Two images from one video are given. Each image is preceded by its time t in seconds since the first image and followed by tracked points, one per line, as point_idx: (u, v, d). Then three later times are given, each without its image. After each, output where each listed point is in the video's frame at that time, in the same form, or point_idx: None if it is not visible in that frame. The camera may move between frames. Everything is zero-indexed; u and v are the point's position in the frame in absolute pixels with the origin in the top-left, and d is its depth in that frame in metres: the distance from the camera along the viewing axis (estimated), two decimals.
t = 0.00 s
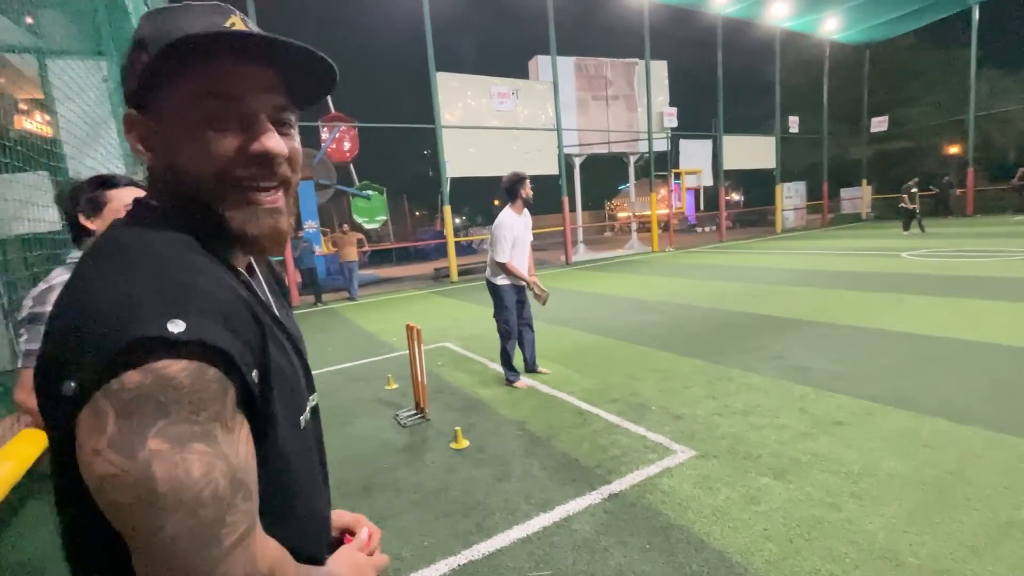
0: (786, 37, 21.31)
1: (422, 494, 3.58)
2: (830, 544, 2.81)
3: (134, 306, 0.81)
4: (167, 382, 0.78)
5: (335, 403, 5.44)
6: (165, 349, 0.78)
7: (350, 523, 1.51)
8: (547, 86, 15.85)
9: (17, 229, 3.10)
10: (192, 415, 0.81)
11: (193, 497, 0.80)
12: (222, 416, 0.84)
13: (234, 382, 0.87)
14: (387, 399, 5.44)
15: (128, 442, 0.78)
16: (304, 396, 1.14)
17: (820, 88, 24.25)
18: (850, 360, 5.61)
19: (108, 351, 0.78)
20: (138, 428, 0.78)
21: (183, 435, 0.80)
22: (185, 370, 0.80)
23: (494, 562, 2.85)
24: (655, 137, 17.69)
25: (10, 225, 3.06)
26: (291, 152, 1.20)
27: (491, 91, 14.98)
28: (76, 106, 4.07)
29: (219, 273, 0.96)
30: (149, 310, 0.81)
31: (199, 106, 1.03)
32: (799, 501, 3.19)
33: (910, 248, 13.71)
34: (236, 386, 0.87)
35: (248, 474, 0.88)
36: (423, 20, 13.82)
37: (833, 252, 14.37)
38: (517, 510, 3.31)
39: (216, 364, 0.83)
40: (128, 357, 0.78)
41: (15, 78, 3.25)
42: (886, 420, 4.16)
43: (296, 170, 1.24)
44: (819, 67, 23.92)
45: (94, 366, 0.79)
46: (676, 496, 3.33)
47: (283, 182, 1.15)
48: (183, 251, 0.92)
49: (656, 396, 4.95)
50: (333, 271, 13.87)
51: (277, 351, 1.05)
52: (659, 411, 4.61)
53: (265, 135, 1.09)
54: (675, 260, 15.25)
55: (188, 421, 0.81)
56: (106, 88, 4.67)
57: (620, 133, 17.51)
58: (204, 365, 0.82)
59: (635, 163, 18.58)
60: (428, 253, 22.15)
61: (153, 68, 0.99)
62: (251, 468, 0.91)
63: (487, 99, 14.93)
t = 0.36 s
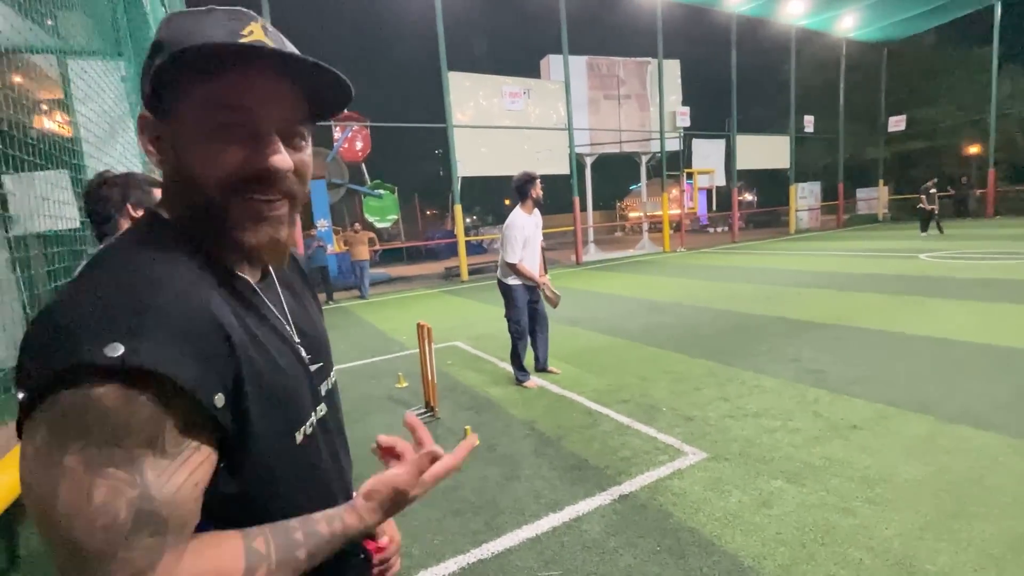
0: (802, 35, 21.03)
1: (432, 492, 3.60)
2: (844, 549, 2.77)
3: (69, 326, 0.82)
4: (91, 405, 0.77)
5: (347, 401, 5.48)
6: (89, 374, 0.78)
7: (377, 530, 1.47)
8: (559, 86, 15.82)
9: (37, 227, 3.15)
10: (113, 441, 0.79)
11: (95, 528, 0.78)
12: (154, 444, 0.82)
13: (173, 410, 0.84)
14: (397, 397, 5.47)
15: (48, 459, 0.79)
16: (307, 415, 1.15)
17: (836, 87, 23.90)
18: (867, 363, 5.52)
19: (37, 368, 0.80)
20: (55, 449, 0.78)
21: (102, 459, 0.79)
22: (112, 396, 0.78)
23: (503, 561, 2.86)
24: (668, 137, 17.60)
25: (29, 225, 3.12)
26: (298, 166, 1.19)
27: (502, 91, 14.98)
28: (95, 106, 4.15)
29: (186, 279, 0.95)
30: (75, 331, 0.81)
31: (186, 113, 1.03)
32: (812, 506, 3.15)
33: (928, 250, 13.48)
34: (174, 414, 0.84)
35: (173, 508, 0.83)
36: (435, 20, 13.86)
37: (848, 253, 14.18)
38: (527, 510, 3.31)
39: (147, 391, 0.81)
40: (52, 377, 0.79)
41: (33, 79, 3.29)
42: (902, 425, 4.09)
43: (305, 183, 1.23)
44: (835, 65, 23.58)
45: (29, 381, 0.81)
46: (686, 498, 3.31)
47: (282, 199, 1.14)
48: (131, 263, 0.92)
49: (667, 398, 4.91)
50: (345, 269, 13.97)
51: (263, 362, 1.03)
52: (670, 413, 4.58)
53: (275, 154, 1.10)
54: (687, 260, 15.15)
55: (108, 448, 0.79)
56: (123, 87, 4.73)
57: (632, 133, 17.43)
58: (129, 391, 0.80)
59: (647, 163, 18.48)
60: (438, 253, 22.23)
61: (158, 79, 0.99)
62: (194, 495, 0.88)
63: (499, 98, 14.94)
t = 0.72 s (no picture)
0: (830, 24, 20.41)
1: (442, 481, 3.66)
2: (852, 546, 2.73)
3: (90, 334, 0.91)
4: (115, 398, 0.88)
5: (363, 391, 5.59)
6: (109, 370, 0.88)
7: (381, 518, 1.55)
8: (578, 79, 15.70)
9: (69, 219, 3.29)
10: (146, 424, 0.90)
11: (157, 499, 0.91)
12: (176, 421, 0.93)
13: (187, 390, 0.94)
14: (412, 388, 5.56)
15: (94, 451, 0.90)
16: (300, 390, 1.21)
17: (867, 77, 23.13)
18: (889, 362, 5.38)
19: (64, 376, 0.89)
20: (101, 441, 0.90)
21: (139, 440, 0.90)
22: (130, 386, 0.89)
23: (508, 549, 2.90)
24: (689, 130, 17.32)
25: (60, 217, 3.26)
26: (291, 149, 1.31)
27: (521, 84, 14.93)
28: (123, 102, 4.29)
29: (188, 286, 1.05)
30: (95, 338, 0.90)
31: (181, 132, 1.11)
32: (821, 503, 3.11)
33: (959, 246, 13.01)
34: (191, 391, 0.95)
35: (225, 467, 0.98)
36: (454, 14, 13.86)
37: (876, 249, 13.75)
38: (534, 499, 3.35)
39: (159, 376, 0.91)
40: (82, 380, 0.88)
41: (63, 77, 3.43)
42: (922, 424, 3.99)
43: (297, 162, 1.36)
44: (865, 55, 22.83)
45: (50, 396, 0.91)
46: (694, 491, 3.30)
47: (285, 185, 1.26)
48: (146, 271, 1.01)
49: (680, 393, 4.88)
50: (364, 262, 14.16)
51: (267, 337, 1.14)
52: (682, 408, 4.55)
53: (276, 134, 1.22)
54: (707, 256, 14.91)
55: (142, 430, 0.90)
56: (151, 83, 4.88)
57: (653, 126, 17.19)
58: (145, 379, 0.90)
59: (667, 156, 18.22)
60: (457, 247, 22.34)
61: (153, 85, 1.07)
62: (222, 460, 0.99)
63: (517, 92, 14.89)
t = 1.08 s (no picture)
0: (837, 27, 20.35)
1: (439, 475, 3.71)
2: (840, 543, 2.77)
3: (180, 274, 1.00)
4: (203, 331, 0.97)
5: (364, 387, 5.65)
6: (199, 306, 0.98)
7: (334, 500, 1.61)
8: (583, 80, 15.73)
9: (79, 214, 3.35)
10: (224, 357, 1.00)
11: (235, 422, 1.01)
12: (246, 356, 1.04)
13: (254, 332, 1.06)
14: (412, 385, 5.62)
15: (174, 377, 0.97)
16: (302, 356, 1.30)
17: (873, 80, 23.04)
18: (886, 365, 5.40)
19: (159, 308, 0.97)
20: (180, 370, 0.97)
21: (219, 370, 0.99)
22: (216, 321, 0.99)
23: (502, 542, 2.94)
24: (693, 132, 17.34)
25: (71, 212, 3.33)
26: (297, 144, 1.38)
27: (525, 84, 14.97)
28: (133, 100, 4.35)
29: (233, 246, 1.15)
30: (187, 277, 1.00)
31: (205, 124, 1.17)
32: (812, 501, 3.14)
33: (963, 251, 12.95)
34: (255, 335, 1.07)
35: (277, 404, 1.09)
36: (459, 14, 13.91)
37: (879, 253, 13.71)
38: (528, 494, 3.40)
39: (239, 315, 1.02)
40: (179, 313, 0.97)
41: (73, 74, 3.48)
42: (915, 426, 4.02)
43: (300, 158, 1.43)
44: (872, 58, 22.73)
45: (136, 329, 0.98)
46: (687, 488, 3.34)
47: (292, 176, 1.34)
48: (205, 232, 1.11)
49: (676, 392, 4.92)
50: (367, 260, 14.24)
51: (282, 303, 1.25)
52: (678, 407, 4.59)
53: (285, 129, 1.28)
54: (710, 258, 14.92)
55: (221, 362, 1.00)
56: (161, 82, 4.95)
57: (657, 127, 17.19)
58: (229, 316, 1.01)
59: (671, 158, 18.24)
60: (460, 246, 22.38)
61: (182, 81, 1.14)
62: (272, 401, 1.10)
63: (522, 92, 14.94)
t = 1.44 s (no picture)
0: (831, 31, 20.50)
1: (432, 471, 3.72)
2: (826, 540, 2.80)
3: (193, 249, 1.07)
4: (213, 300, 1.05)
5: (357, 384, 5.64)
6: (210, 277, 1.05)
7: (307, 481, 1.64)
8: (579, 80, 15.75)
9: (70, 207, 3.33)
10: (229, 324, 1.08)
11: (237, 383, 1.08)
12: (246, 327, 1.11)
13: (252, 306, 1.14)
14: (405, 382, 5.62)
15: (184, 338, 1.05)
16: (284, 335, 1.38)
17: (867, 85, 23.23)
18: (877, 366, 5.45)
19: (173, 278, 1.04)
20: (189, 333, 1.04)
21: (223, 335, 1.07)
22: (223, 292, 1.07)
23: (493, 537, 2.96)
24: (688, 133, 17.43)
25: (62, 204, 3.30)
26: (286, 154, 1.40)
27: (522, 84, 14.97)
28: (126, 94, 4.33)
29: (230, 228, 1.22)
30: (199, 252, 1.07)
31: (205, 132, 1.21)
32: (800, 499, 3.18)
33: (953, 255, 13.08)
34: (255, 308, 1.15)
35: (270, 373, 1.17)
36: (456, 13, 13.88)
37: (871, 256, 13.83)
38: (520, 490, 3.42)
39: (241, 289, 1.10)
40: (192, 282, 1.04)
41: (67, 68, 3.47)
42: (904, 426, 4.07)
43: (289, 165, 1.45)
44: (866, 63, 22.91)
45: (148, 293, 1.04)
46: (677, 485, 3.37)
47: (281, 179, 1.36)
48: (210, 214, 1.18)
49: (669, 391, 4.95)
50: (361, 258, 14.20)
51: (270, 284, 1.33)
52: (670, 406, 4.62)
53: (275, 137, 1.30)
54: (704, 259, 14.98)
55: (226, 328, 1.07)
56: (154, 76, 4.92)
57: (653, 128, 17.24)
58: (235, 289, 1.09)
59: (666, 159, 18.32)
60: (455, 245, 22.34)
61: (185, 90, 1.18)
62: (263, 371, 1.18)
63: (518, 91, 14.94)
